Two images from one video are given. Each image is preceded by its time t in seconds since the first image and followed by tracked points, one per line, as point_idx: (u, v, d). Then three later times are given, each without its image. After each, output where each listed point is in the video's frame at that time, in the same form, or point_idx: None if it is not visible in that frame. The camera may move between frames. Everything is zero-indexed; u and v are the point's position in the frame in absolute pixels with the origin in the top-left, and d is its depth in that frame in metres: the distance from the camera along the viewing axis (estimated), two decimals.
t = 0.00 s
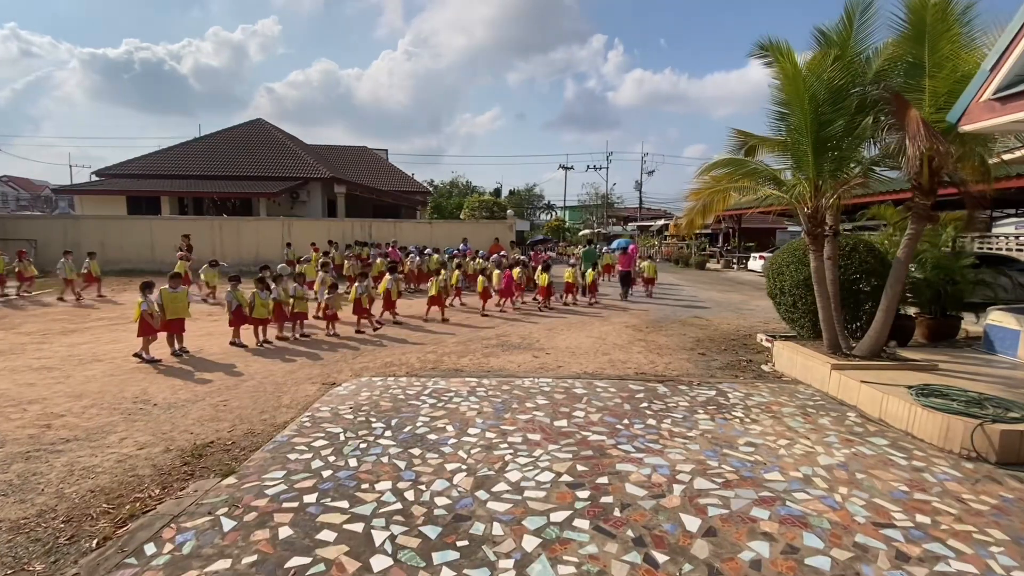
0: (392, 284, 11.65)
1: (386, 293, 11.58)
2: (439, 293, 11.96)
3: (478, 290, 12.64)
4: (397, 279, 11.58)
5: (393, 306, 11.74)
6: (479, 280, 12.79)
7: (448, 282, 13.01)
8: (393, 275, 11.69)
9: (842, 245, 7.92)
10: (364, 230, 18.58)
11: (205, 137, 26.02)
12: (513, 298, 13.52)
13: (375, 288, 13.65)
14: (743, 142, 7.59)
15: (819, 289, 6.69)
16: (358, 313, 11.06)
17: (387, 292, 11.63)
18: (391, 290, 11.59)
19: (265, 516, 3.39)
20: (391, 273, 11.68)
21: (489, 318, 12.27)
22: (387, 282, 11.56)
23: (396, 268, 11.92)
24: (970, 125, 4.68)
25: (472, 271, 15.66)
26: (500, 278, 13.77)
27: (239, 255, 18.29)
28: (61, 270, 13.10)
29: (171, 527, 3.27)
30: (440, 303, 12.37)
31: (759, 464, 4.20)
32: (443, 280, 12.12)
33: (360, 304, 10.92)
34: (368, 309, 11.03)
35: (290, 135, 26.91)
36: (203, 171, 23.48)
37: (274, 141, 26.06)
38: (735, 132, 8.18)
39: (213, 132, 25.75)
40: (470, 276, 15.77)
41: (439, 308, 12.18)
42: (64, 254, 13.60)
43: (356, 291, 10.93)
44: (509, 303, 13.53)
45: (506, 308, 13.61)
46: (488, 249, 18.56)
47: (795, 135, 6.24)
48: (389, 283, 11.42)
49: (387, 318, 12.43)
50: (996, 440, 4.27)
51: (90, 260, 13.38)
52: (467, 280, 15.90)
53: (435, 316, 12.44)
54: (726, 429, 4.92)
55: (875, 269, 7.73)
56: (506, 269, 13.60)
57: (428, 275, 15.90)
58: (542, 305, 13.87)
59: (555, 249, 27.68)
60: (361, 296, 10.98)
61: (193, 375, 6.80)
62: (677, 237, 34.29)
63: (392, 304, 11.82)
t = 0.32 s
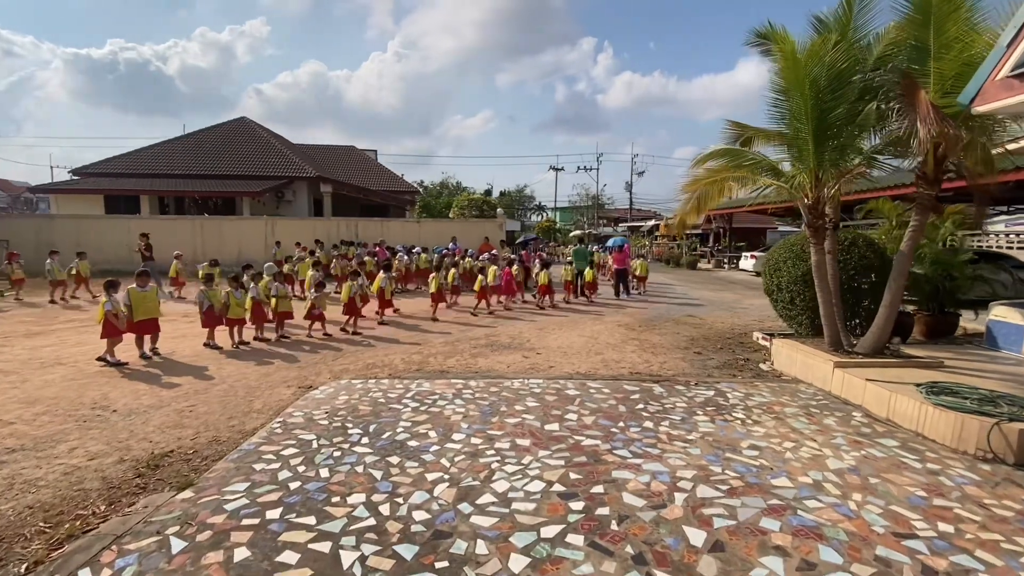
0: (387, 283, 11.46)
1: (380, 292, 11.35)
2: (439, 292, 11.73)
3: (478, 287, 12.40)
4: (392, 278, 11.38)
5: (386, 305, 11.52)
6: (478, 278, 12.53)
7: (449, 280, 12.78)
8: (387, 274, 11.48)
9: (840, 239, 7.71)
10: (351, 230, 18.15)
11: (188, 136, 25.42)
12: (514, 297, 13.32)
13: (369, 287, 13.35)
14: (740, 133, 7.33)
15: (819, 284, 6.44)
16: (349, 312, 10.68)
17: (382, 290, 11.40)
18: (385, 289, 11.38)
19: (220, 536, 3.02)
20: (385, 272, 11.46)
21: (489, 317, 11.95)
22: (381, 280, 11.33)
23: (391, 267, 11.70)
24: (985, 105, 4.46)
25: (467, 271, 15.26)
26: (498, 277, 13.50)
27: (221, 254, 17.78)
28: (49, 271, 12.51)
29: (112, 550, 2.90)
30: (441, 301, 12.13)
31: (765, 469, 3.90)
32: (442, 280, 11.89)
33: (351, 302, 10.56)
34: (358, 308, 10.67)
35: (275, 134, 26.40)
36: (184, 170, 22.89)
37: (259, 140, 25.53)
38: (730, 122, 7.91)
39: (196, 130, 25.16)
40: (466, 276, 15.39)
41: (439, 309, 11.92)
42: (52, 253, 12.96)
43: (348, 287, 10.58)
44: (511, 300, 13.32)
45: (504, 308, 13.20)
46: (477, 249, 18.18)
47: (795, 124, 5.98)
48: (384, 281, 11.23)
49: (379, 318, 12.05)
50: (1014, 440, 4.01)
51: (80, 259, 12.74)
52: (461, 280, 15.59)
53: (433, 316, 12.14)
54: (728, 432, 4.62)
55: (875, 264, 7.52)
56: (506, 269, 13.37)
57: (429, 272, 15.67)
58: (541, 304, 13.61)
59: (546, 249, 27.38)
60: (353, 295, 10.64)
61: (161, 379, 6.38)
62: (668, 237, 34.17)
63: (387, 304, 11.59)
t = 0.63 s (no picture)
0: (380, 282, 11.12)
1: (374, 291, 11.02)
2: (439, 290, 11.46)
3: (477, 286, 12.11)
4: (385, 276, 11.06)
5: (380, 305, 11.21)
6: (478, 276, 12.25)
7: (447, 280, 12.47)
8: (381, 272, 11.14)
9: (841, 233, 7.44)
10: (337, 228, 17.68)
11: (170, 134, 24.81)
12: (515, 296, 13.08)
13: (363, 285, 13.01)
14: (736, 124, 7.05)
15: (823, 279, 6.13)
16: (334, 312, 10.27)
17: (375, 289, 11.05)
18: (378, 288, 11.05)
19: (158, 567, 2.61)
20: (377, 270, 11.12)
21: (489, 316, 11.64)
22: (374, 278, 10.98)
23: (384, 265, 11.36)
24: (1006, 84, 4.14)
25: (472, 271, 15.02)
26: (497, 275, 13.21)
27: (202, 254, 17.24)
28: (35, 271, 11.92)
29: None
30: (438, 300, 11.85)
31: (776, 479, 3.56)
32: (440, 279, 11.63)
33: (336, 301, 10.16)
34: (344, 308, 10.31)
35: (261, 133, 25.85)
36: (166, 168, 22.28)
37: (244, 138, 24.97)
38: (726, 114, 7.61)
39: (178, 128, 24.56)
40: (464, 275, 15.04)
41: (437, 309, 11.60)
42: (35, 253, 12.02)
43: (333, 286, 10.17)
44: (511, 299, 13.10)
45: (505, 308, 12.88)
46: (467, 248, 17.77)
47: (796, 113, 5.69)
48: (377, 279, 10.88)
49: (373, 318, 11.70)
50: None
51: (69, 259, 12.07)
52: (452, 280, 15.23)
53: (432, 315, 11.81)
54: (732, 437, 4.28)
55: (877, 259, 7.25)
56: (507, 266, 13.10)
57: (419, 271, 15.26)
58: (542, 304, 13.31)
59: (538, 249, 27.02)
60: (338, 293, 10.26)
61: (123, 385, 5.94)
62: (660, 237, 33.96)
63: (380, 304, 11.27)
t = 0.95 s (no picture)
0: (371, 282, 10.67)
1: (365, 292, 10.53)
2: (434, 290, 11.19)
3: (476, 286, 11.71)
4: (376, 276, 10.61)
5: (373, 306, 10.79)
6: (478, 276, 11.81)
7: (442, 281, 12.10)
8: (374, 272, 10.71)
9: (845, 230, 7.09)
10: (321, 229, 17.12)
11: (150, 133, 24.10)
12: (513, 296, 12.74)
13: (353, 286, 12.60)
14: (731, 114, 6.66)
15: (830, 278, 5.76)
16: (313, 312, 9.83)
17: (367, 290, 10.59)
18: (371, 288, 10.60)
19: None
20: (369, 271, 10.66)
21: (477, 319, 11.18)
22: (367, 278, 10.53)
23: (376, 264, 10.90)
24: None
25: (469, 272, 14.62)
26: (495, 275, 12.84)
27: (181, 256, 16.63)
28: (14, 273, 11.19)
29: None
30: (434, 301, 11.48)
31: (793, 502, 3.15)
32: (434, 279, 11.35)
33: (317, 302, 9.71)
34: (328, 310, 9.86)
35: (244, 131, 25.21)
36: (144, 167, 21.58)
37: (226, 137, 24.32)
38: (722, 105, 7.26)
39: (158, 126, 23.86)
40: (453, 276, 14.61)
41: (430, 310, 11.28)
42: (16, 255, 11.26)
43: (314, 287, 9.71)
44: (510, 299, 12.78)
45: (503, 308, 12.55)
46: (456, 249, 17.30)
47: (802, 99, 5.35)
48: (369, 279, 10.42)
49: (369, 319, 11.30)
50: None
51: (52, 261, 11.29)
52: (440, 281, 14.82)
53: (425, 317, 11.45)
54: (741, 451, 3.87)
55: (882, 256, 6.91)
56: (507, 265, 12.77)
57: (408, 272, 14.83)
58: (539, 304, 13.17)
59: (529, 250, 26.58)
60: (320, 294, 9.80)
61: (72, 397, 5.41)
62: (651, 238, 33.68)
63: (375, 304, 10.82)
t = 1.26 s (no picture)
0: (369, 284, 10.23)
1: (363, 294, 10.05)
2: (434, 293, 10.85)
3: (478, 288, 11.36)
4: (375, 278, 10.15)
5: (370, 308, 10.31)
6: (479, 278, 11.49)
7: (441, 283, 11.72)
8: (371, 274, 10.25)
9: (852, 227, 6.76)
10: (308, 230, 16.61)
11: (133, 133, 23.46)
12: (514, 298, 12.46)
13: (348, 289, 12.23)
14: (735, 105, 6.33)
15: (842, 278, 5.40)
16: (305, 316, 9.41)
17: (364, 292, 10.12)
18: (368, 291, 10.11)
19: None
20: (365, 271, 10.20)
21: (468, 322, 10.74)
22: (363, 280, 10.07)
23: (373, 266, 10.46)
24: None
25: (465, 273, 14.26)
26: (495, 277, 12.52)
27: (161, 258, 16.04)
28: None
29: None
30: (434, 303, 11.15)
31: (822, 532, 2.77)
32: (434, 281, 11.02)
33: (308, 305, 9.28)
34: (319, 314, 9.41)
35: (230, 131, 24.64)
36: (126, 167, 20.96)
37: (212, 137, 23.74)
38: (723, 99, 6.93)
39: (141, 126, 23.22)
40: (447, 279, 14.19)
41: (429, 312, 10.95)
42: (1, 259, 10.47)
43: (304, 289, 9.30)
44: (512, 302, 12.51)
45: (504, 311, 12.18)
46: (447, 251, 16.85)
47: (812, 87, 5.01)
48: (367, 281, 9.95)
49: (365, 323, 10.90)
50: None
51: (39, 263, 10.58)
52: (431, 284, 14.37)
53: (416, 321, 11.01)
54: (757, 470, 3.48)
55: (892, 255, 6.58)
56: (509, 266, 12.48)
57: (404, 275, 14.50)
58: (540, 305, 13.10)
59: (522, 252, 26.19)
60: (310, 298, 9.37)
61: (20, 411, 4.93)
62: (645, 240, 33.37)
63: (371, 307, 10.34)
